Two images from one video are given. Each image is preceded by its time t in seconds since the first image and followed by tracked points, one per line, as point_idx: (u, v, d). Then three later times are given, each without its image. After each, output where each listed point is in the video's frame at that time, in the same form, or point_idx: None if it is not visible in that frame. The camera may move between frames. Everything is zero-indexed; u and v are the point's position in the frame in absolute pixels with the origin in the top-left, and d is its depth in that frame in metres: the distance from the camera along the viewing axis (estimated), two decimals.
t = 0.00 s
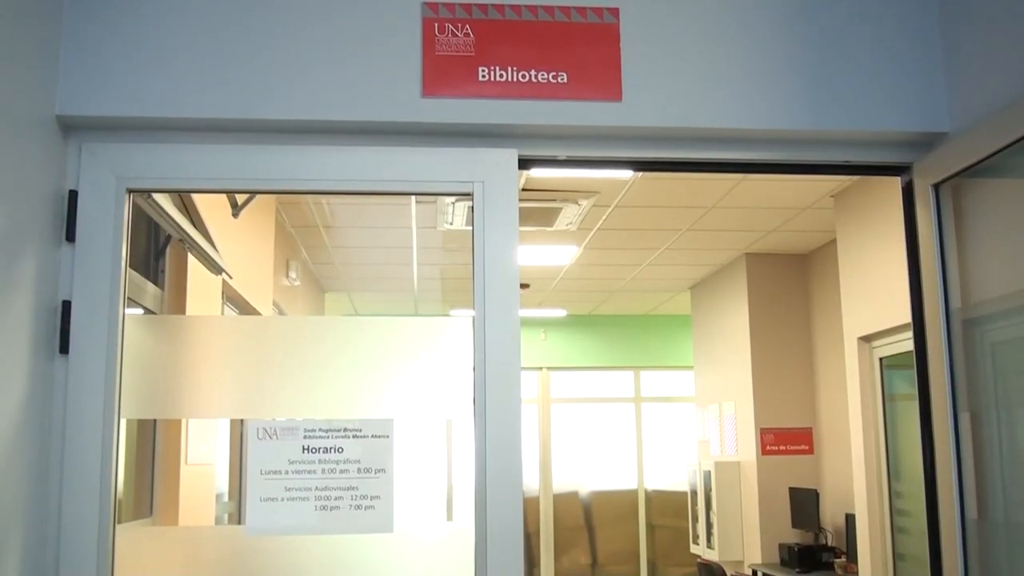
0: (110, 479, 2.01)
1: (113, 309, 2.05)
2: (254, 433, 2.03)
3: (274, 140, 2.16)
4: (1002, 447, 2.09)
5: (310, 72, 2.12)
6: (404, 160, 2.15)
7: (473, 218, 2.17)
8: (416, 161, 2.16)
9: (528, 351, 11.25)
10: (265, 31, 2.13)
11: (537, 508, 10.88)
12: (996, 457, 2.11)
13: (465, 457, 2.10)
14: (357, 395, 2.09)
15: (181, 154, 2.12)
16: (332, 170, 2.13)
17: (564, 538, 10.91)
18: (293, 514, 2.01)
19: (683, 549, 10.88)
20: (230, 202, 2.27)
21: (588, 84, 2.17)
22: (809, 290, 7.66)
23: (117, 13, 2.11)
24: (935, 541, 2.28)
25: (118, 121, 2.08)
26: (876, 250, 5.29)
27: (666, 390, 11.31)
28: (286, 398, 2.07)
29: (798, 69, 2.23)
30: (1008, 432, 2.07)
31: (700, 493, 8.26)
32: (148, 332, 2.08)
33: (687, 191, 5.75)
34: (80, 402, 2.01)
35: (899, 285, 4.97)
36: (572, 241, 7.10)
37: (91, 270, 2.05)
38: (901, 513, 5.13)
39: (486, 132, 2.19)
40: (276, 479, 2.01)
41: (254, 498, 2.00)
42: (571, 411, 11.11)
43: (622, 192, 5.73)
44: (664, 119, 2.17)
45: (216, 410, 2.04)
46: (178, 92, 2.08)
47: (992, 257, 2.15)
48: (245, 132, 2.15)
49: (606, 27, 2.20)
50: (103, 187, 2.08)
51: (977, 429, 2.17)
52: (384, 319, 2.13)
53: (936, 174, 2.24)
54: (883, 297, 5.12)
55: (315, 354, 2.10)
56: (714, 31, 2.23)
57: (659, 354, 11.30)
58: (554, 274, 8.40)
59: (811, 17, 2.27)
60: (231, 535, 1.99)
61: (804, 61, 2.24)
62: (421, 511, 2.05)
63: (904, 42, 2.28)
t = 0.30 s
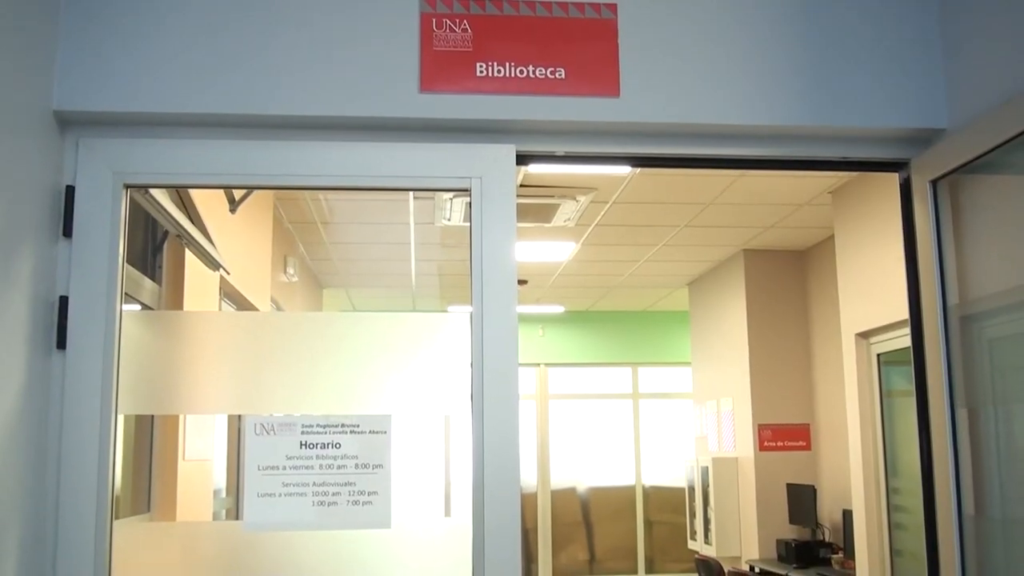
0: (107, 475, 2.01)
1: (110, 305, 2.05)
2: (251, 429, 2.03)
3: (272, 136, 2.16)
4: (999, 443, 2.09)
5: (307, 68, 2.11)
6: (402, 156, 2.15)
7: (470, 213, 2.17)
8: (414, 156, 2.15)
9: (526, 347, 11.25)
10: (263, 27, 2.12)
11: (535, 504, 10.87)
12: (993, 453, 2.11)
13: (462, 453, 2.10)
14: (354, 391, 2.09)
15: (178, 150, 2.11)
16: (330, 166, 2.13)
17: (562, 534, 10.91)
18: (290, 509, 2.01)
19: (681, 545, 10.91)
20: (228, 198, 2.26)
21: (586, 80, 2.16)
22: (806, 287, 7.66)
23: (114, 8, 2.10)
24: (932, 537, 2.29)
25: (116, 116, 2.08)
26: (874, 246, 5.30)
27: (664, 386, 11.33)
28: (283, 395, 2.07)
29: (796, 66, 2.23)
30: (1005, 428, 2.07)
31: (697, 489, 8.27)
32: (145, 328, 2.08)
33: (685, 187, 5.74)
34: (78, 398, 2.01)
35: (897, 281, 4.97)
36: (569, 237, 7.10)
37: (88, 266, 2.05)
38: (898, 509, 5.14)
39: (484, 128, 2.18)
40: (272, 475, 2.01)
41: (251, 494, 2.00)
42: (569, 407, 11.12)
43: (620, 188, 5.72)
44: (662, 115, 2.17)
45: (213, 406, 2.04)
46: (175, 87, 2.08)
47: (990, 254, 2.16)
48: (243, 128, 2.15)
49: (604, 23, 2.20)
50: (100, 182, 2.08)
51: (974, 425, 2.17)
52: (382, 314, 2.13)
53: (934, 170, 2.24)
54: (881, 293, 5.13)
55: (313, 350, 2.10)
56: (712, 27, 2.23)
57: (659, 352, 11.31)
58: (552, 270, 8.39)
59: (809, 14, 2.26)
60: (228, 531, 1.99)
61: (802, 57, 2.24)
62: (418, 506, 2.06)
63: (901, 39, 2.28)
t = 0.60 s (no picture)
0: (104, 470, 2.01)
1: (106, 299, 2.04)
2: (248, 425, 2.03)
3: (268, 130, 2.15)
4: (995, 438, 2.10)
5: (304, 62, 2.11)
6: (399, 151, 2.15)
7: (467, 209, 2.17)
8: (411, 151, 2.15)
9: (524, 342, 11.26)
10: (259, 22, 2.12)
11: (532, 499, 10.88)
12: (989, 448, 2.11)
13: (460, 448, 2.10)
14: (351, 387, 2.09)
15: (175, 145, 2.11)
16: (327, 160, 2.13)
17: (558, 529, 10.93)
18: (287, 504, 2.01)
19: (678, 540, 10.93)
20: (224, 192, 2.26)
21: (582, 75, 2.16)
22: (803, 283, 7.66)
23: (111, 3, 2.10)
24: (928, 532, 2.29)
25: (112, 110, 2.07)
26: (870, 241, 5.31)
27: (661, 381, 11.34)
28: (280, 390, 2.07)
29: (793, 61, 2.23)
30: (1001, 423, 2.08)
31: (694, 485, 8.28)
32: (142, 322, 2.08)
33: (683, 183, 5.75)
34: (74, 393, 2.01)
35: (893, 276, 4.98)
36: (567, 233, 7.10)
37: (85, 261, 2.04)
38: (894, 504, 5.15)
39: (481, 123, 2.18)
40: (269, 470, 2.01)
41: (247, 490, 2.00)
42: (566, 402, 11.13)
43: (617, 183, 5.72)
44: (659, 110, 2.17)
45: (209, 402, 2.05)
46: (171, 82, 2.07)
47: (986, 249, 2.16)
48: (239, 122, 2.14)
49: (601, 17, 2.20)
50: (96, 176, 2.07)
51: (970, 420, 2.18)
52: (379, 310, 2.13)
53: (931, 165, 2.24)
54: (877, 288, 5.13)
55: (311, 345, 2.10)
56: (709, 22, 2.23)
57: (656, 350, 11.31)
58: (550, 266, 8.40)
59: (806, 8, 2.26)
60: (225, 526, 1.99)
61: (799, 52, 2.24)
62: (415, 501, 2.06)
63: (898, 34, 2.28)
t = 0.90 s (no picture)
0: (102, 466, 2.01)
1: (104, 295, 2.05)
2: (245, 421, 2.03)
3: (266, 126, 2.15)
4: (993, 434, 2.10)
5: (301, 58, 2.11)
6: (396, 147, 2.14)
7: (465, 205, 2.17)
8: (408, 147, 2.15)
9: (521, 339, 11.26)
10: (256, 17, 2.12)
11: (530, 495, 10.89)
12: (987, 444, 2.12)
13: (458, 444, 2.10)
14: (350, 383, 2.09)
15: (172, 141, 2.10)
16: (324, 156, 2.13)
17: (556, 525, 10.94)
18: (285, 501, 2.01)
19: (675, 536, 10.95)
20: (221, 189, 2.26)
21: (580, 71, 2.16)
22: (800, 279, 7.67)
23: None
24: (925, 528, 2.29)
25: (109, 106, 2.07)
26: (868, 237, 5.31)
27: (658, 377, 11.35)
28: (277, 387, 2.07)
29: (790, 56, 2.23)
30: (998, 418, 2.08)
31: (692, 481, 8.29)
32: (139, 319, 2.08)
33: (681, 179, 5.74)
34: (71, 390, 2.01)
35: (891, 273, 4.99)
36: (564, 229, 7.10)
37: (81, 257, 2.04)
38: (891, 500, 5.16)
39: (478, 119, 2.18)
40: (267, 466, 2.01)
41: (245, 486, 2.00)
42: (563, 399, 11.14)
43: (615, 180, 5.72)
44: (656, 106, 2.17)
45: (206, 398, 2.04)
46: (168, 77, 2.07)
47: (983, 245, 2.16)
48: (237, 118, 2.14)
49: (598, 13, 2.19)
50: (93, 172, 2.07)
51: (968, 417, 2.18)
52: (377, 306, 2.13)
53: (928, 161, 2.24)
54: (875, 284, 5.14)
55: (308, 342, 2.10)
56: (707, 17, 2.23)
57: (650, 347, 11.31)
58: (547, 262, 8.39)
59: (803, 4, 2.26)
60: (222, 523, 1.99)
61: (796, 48, 2.24)
62: (412, 497, 2.06)
63: (895, 29, 2.28)
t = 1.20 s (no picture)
0: (100, 462, 2.01)
1: (101, 291, 2.04)
2: (243, 417, 2.03)
3: (264, 122, 2.15)
4: (990, 430, 2.10)
5: (299, 54, 2.10)
6: (394, 143, 2.14)
7: (462, 201, 2.17)
8: (407, 143, 2.15)
9: (519, 335, 11.26)
10: (253, 13, 2.11)
11: (528, 491, 10.90)
12: (985, 440, 2.12)
13: (456, 440, 2.10)
14: (347, 380, 2.09)
15: (170, 137, 2.10)
16: (322, 152, 2.12)
17: (554, 521, 10.93)
18: (282, 496, 2.01)
19: (673, 532, 10.96)
20: (218, 185, 2.25)
21: (578, 67, 2.16)
22: (798, 275, 7.67)
23: None
24: (922, 524, 2.30)
25: (107, 102, 2.07)
26: (866, 233, 5.31)
27: (656, 373, 11.36)
28: (276, 384, 2.07)
29: (788, 52, 2.23)
30: (996, 414, 2.09)
31: (690, 477, 8.29)
32: (137, 315, 2.08)
33: (679, 175, 5.74)
34: (69, 387, 2.01)
35: (889, 269, 4.98)
36: (562, 225, 7.09)
37: (79, 253, 2.04)
38: (889, 496, 5.16)
39: (476, 116, 2.18)
40: (265, 462, 2.01)
41: (243, 482, 2.00)
42: (562, 395, 11.14)
43: (613, 176, 5.72)
44: (654, 102, 2.17)
45: (205, 394, 2.04)
46: (166, 74, 2.07)
47: (981, 242, 2.16)
48: (234, 114, 2.14)
49: (597, 9, 2.19)
50: (90, 168, 2.07)
51: (965, 412, 2.18)
52: (374, 302, 2.13)
53: (926, 158, 2.24)
54: (873, 280, 5.14)
55: (307, 339, 2.10)
56: (704, 13, 2.22)
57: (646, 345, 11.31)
58: (545, 258, 8.39)
59: None
60: (221, 519, 1.99)
61: (794, 44, 2.24)
62: (411, 494, 2.06)
63: (893, 25, 2.28)
